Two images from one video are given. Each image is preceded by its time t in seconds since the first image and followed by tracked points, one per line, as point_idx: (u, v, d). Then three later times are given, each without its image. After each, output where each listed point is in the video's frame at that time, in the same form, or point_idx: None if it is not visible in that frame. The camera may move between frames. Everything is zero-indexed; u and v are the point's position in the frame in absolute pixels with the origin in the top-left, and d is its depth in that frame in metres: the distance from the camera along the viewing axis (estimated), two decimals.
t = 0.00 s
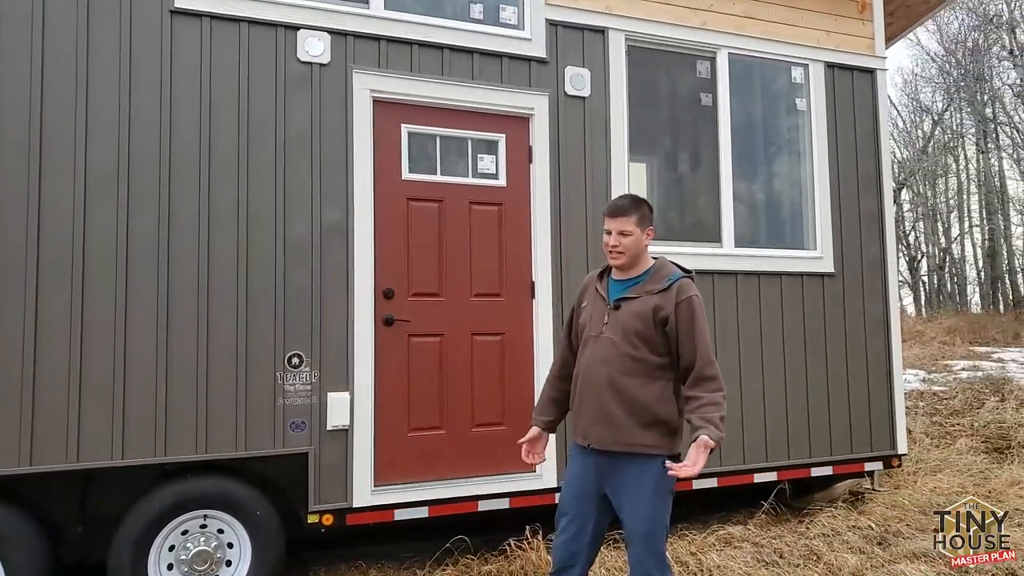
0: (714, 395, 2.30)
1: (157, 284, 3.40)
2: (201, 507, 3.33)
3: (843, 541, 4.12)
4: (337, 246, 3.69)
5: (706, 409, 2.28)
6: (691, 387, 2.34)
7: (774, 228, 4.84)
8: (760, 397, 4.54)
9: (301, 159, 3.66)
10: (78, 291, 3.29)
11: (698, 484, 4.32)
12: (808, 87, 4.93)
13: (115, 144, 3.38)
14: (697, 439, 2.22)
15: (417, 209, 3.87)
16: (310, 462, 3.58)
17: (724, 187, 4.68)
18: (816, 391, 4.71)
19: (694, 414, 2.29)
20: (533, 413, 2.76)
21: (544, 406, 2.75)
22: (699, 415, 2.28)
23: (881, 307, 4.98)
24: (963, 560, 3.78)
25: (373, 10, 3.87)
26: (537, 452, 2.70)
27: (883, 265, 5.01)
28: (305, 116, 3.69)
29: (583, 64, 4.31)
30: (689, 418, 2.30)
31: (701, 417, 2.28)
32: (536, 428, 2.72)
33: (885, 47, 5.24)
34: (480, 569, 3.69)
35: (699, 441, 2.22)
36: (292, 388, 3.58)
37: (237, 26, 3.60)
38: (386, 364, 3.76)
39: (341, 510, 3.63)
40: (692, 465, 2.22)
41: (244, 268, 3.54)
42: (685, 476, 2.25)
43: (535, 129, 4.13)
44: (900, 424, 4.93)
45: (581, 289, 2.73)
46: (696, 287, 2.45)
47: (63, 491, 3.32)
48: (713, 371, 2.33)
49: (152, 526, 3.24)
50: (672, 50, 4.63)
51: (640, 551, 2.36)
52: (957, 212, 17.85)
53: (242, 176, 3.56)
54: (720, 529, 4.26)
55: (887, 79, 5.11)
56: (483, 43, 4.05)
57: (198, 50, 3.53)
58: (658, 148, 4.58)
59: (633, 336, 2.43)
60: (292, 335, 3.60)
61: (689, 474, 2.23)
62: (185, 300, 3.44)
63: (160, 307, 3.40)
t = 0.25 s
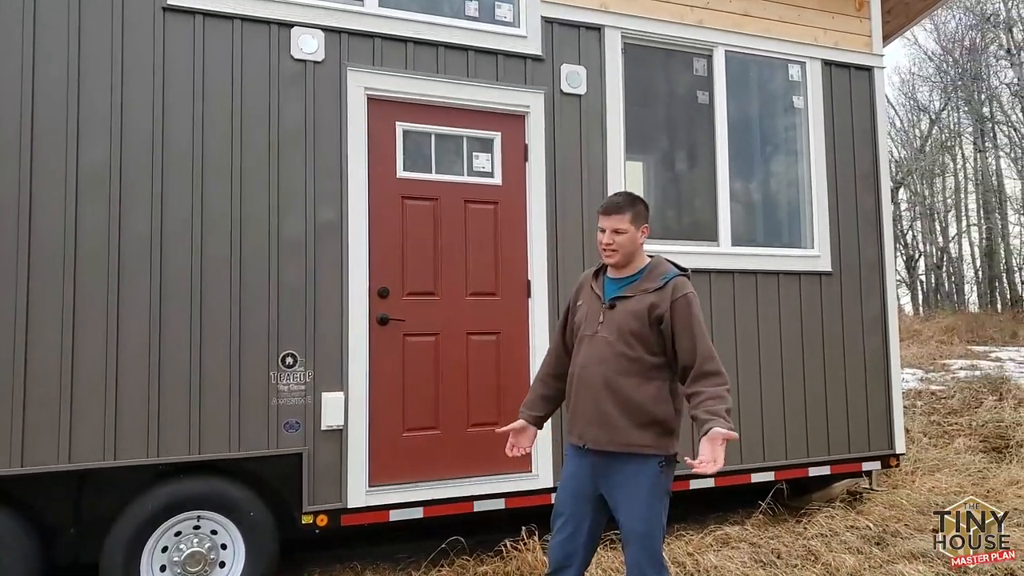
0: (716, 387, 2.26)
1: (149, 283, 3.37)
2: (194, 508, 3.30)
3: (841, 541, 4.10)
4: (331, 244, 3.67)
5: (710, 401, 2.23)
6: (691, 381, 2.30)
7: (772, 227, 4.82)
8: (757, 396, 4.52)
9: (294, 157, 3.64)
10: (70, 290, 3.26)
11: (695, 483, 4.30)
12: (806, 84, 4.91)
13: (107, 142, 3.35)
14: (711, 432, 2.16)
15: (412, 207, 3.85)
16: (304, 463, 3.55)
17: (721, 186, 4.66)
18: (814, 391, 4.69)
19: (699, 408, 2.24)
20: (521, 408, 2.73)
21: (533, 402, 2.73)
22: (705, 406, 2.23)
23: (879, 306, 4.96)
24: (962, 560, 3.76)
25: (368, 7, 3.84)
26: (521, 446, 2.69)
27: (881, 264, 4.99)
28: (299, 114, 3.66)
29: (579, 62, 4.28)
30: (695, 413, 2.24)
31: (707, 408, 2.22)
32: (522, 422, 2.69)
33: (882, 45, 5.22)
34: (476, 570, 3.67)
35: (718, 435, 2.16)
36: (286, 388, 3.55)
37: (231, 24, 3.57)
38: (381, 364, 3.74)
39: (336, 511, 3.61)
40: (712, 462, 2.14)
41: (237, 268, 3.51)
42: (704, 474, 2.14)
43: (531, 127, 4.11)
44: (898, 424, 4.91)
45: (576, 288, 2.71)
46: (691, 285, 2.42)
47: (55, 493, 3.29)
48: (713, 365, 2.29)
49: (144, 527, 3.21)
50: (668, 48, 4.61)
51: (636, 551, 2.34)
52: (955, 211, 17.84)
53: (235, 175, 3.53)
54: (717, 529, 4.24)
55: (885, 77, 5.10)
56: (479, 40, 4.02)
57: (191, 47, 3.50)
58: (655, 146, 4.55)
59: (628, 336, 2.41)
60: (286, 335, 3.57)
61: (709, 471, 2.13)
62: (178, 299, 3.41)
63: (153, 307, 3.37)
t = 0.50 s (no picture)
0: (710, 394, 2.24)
1: (145, 282, 3.36)
2: (191, 509, 3.28)
3: (839, 542, 4.10)
4: (329, 244, 3.65)
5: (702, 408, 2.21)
6: (686, 385, 2.29)
7: (770, 227, 4.81)
8: (755, 396, 4.51)
9: (291, 155, 3.62)
10: (66, 289, 3.24)
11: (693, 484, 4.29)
12: (804, 84, 4.91)
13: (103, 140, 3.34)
14: (693, 442, 2.15)
15: (410, 206, 3.84)
16: (301, 463, 3.53)
17: (719, 185, 4.65)
18: (812, 391, 4.69)
19: (690, 414, 2.22)
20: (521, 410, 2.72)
21: (533, 404, 2.71)
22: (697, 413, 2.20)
23: (877, 306, 4.95)
24: (963, 560, 3.76)
25: (365, 5, 3.83)
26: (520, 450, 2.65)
27: (879, 264, 4.99)
28: (296, 113, 3.65)
29: (577, 61, 4.27)
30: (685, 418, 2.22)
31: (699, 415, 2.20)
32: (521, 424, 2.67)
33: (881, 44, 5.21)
34: (474, 571, 3.66)
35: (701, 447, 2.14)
36: (283, 387, 3.54)
37: (227, 22, 3.55)
38: (378, 364, 3.72)
39: (333, 511, 3.59)
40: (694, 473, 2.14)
41: (234, 267, 3.49)
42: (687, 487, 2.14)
43: (529, 126, 4.10)
44: (897, 424, 4.90)
45: (575, 287, 2.70)
46: (689, 284, 2.40)
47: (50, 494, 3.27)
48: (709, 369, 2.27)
49: (140, 527, 3.19)
50: (667, 47, 4.60)
51: (634, 552, 2.33)
52: (953, 211, 17.84)
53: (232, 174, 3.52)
54: (715, 529, 4.23)
55: (884, 77, 5.09)
56: (476, 39, 4.01)
57: (188, 46, 3.49)
58: (653, 145, 4.54)
59: (625, 336, 2.39)
60: (283, 334, 3.55)
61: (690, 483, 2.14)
62: (174, 299, 3.40)
63: (149, 306, 3.36)
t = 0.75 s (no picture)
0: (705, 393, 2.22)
1: (142, 280, 3.34)
2: (187, 507, 3.27)
3: (838, 541, 4.09)
4: (326, 242, 3.64)
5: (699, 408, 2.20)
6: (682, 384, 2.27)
7: (769, 225, 4.80)
8: (754, 395, 4.50)
9: (287, 153, 3.61)
10: (62, 286, 3.23)
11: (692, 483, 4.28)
12: (803, 82, 4.90)
13: (99, 137, 3.32)
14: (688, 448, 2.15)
15: (407, 204, 3.82)
16: (298, 461, 3.52)
17: (718, 184, 4.64)
18: (811, 389, 4.68)
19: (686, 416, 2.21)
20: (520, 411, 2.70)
21: (532, 404, 2.69)
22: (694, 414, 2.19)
23: (876, 304, 4.94)
24: (963, 560, 3.74)
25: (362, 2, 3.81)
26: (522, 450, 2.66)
27: (878, 263, 4.98)
28: (293, 110, 3.63)
29: (575, 59, 4.26)
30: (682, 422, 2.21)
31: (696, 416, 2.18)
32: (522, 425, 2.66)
33: (880, 42, 5.20)
34: (472, 570, 3.64)
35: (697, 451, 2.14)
36: (280, 385, 3.52)
37: (224, 19, 3.54)
38: (375, 362, 3.71)
39: (330, 510, 3.58)
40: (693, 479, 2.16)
41: (230, 264, 3.48)
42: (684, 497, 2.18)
43: (527, 124, 4.09)
44: (896, 423, 4.90)
45: (572, 285, 2.69)
46: (686, 281, 2.39)
47: (46, 492, 3.25)
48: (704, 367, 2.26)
49: (137, 526, 3.18)
50: (665, 45, 4.59)
51: (632, 549, 2.31)
52: (952, 210, 17.84)
53: (228, 171, 3.50)
54: (714, 528, 4.22)
55: (883, 75, 5.08)
56: (474, 37, 4.00)
57: (184, 43, 3.47)
58: (652, 144, 4.53)
59: (622, 333, 2.38)
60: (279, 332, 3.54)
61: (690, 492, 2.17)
62: (170, 297, 3.38)
63: (145, 304, 3.34)
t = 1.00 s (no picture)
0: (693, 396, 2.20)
1: (138, 278, 3.33)
2: (183, 506, 3.26)
3: (837, 540, 4.08)
4: (322, 240, 3.63)
5: (687, 414, 2.18)
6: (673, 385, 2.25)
7: (768, 224, 4.80)
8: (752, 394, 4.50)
9: (284, 151, 3.60)
10: (58, 284, 3.22)
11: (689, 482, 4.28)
12: (802, 80, 4.89)
13: (96, 135, 3.31)
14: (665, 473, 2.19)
15: (404, 203, 3.82)
16: (295, 460, 3.51)
17: (717, 183, 4.63)
18: (809, 389, 4.67)
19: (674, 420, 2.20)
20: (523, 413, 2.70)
21: (534, 406, 2.68)
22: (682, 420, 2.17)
23: (875, 304, 4.94)
24: (963, 560, 3.74)
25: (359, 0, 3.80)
26: (531, 454, 2.62)
27: (877, 262, 4.97)
28: (290, 108, 3.62)
29: (573, 57, 4.25)
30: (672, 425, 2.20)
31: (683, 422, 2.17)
32: (530, 431, 2.68)
33: (879, 40, 5.20)
34: (469, 569, 3.63)
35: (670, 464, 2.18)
36: (277, 384, 3.51)
37: (221, 17, 3.53)
38: (372, 361, 3.70)
39: (327, 509, 3.57)
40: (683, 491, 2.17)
41: (227, 263, 3.47)
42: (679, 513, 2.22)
43: (524, 122, 4.08)
44: (894, 422, 4.89)
45: (569, 284, 2.69)
46: (681, 278, 2.37)
47: (42, 491, 3.24)
48: (697, 368, 2.22)
49: (133, 525, 3.17)
50: (663, 43, 4.58)
51: (629, 549, 2.30)
52: (951, 210, 17.83)
53: (225, 169, 3.49)
54: (712, 528, 4.21)
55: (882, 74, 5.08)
56: (472, 35, 3.99)
57: (181, 40, 3.46)
58: (650, 142, 4.53)
59: (616, 332, 2.37)
60: (276, 331, 3.53)
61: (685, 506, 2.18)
62: (167, 295, 3.37)
63: (142, 302, 3.33)
